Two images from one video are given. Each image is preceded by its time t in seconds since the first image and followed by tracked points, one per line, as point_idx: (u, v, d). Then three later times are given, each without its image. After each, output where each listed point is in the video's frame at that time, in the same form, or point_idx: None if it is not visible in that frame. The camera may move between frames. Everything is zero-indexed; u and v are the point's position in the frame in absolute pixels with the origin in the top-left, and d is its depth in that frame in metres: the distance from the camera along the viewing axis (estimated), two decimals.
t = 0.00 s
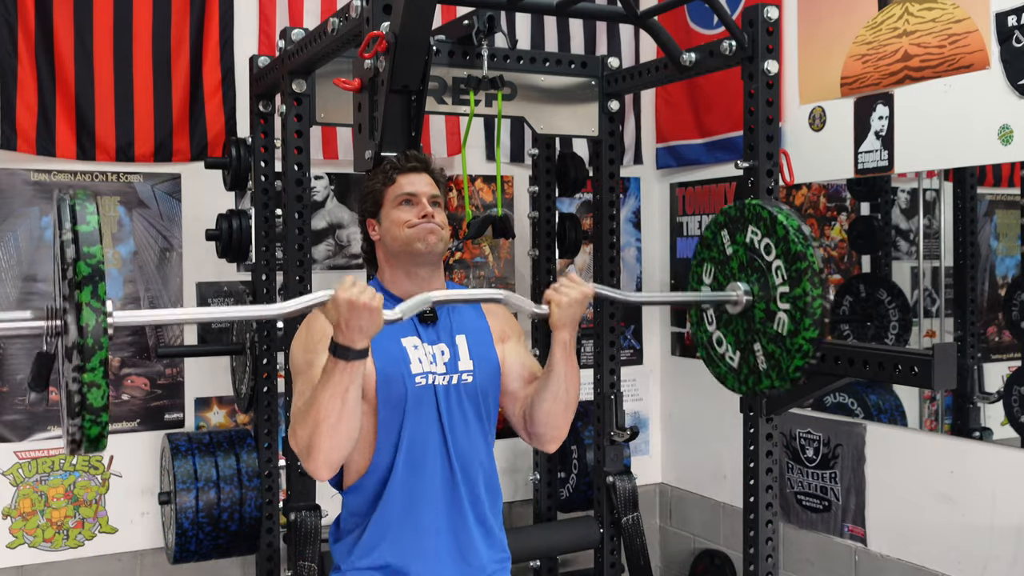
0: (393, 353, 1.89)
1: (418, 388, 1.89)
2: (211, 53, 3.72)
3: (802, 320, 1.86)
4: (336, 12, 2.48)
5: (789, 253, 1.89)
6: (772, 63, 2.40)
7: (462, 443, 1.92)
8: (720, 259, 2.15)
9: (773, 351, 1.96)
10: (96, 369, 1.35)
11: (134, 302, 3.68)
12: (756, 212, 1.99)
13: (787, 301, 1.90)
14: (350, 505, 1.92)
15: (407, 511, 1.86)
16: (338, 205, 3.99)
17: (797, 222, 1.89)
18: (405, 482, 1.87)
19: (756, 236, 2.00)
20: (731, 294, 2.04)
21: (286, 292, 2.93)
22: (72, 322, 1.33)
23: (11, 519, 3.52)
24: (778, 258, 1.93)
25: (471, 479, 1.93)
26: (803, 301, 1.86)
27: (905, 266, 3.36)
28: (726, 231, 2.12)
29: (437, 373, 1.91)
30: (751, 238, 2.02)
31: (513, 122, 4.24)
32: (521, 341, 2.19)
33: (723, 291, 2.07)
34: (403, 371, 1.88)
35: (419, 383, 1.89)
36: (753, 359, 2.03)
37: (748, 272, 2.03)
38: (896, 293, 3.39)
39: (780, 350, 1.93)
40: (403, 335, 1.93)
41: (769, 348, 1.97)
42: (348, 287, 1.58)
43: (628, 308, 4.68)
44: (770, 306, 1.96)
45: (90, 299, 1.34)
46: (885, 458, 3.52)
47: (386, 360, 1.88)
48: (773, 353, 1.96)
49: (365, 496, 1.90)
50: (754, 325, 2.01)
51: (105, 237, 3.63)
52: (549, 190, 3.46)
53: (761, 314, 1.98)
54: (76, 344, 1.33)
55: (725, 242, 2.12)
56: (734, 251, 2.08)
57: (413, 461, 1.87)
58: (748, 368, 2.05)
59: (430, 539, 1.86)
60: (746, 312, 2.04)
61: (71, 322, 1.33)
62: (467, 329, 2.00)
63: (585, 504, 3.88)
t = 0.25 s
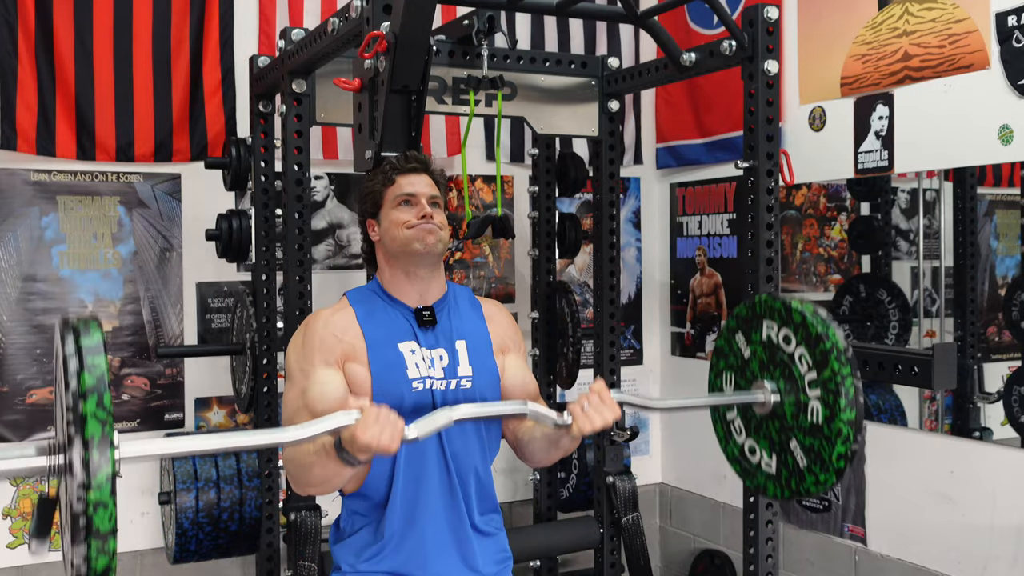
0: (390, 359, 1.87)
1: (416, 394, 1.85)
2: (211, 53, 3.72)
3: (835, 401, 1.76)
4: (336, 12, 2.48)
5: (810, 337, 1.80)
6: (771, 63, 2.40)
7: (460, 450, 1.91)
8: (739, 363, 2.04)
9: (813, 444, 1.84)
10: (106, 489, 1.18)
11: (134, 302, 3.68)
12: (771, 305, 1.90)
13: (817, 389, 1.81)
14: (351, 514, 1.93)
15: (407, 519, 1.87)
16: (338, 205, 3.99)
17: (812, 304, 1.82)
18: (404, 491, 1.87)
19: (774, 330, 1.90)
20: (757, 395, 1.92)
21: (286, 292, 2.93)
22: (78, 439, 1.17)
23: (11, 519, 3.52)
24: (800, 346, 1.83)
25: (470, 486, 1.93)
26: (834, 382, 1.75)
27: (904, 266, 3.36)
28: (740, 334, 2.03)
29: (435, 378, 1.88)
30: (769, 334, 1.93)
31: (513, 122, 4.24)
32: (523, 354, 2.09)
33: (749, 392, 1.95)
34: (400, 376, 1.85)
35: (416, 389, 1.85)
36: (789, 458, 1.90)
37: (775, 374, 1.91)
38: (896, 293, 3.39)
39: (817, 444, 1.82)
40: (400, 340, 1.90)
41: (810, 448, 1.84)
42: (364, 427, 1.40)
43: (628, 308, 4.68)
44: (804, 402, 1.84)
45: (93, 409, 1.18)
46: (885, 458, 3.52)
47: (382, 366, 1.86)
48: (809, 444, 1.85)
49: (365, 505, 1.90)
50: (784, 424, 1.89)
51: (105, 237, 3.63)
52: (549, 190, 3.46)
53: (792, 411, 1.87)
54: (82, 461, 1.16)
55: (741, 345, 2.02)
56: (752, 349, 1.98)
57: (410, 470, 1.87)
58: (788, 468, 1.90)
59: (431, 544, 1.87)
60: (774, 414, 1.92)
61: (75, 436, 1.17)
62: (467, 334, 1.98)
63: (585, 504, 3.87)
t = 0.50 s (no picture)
0: (390, 362, 1.87)
1: (415, 397, 1.87)
2: (211, 53, 3.72)
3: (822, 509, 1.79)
4: (336, 12, 2.48)
5: (791, 446, 1.85)
6: (771, 63, 2.40)
7: (460, 455, 1.90)
8: (727, 480, 2.07)
9: (807, 552, 1.85)
10: None
11: (134, 302, 3.68)
12: (750, 420, 1.97)
13: (804, 497, 1.84)
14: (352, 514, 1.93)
15: (406, 522, 1.87)
16: (338, 205, 3.99)
17: (788, 415, 1.89)
18: (403, 494, 1.87)
19: (756, 445, 1.96)
20: (747, 510, 1.96)
21: (286, 293, 2.93)
22: None
23: (11, 519, 3.52)
24: (783, 457, 1.88)
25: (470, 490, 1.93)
26: (819, 489, 1.80)
27: (904, 266, 3.36)
28: (723, 452, 2.08)
29: (436, 383, 1.89)
30: (751, 447, 1.98)
31: (513, 122, 4.24)
32: (523, 365, 2.09)
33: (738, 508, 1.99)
34: (400, 381, 1.86)
35: (415, 393, 1.87)
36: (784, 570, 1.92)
37: (764, 490, 1.95)
38: (896, 293, 3.40)
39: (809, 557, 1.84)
40: (401, 343, 1.91)
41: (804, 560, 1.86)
42: None
43: (629, 308, 4.68)
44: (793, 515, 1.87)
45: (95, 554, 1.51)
46: (885, 458, 3.52)
47: (382, 370, 1.87)
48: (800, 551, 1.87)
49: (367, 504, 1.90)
50: (776, 537, 1.92)
51: (105, 237, 3.63)
52: (549, 190, 3.46)
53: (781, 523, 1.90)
54: None
55: (726, 462, 2.07)
56: (736, 465, 2.03)
57: (410, 474, 1.87)
58: None
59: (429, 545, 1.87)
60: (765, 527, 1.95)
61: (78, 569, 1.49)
62: (469, 338, 1.98)
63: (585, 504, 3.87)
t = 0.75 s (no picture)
0: (386, 365, 1.87)
1: (411, 400, 1.86)
2: (211, 53, 3.72)
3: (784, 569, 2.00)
4: (336, 12, 2.48)
5: (755, 510, 2.09)
6: (772, 63, 2.40)
7: (458, 457, 1.90)
8: (698, 540, 2.31)
9: None
10: None
11: (134, 302, 3.68)
12: (718, 483, 2.22)
13: (768, 559, 2.05)
14: (348, 515, 1.93)
15: (401, 524, 1.87)
16: (338, 205, 3.99)
17: (753, 482, 2.14)
18: (399, 497, 1.87)
19: (724, 507, 2.20)
20: (715, 569, 2.17)
21: (286, 293, 2.93)
22: None
23: (11, 519, 3.52)
24: (748, 520, 2.11)
25: (467, 493, 1.92)
26: (782, 552, 2.01)
27: (904, 266, 3.36)
28: (694, 514, 2.33)
29: (432, 385, 1.89)
30: (718, 509, 2.23)
31: (513, 122, 4.24)
32: (520, 372, 2.07)
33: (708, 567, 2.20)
34: (396, 383, 1.86)
35: (411, 395, 1.86)
36: None
37: (733, 552, 2.17)
38: (896, 293, 3.40)
39: None
40: (398, 345, 1.90)
41: None
42: None
43: (628, 308, 4.68)
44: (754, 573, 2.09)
45: None
46: (885, 458, 3.52)
47: (378, 373, 1.86)
48: None
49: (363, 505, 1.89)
50: None
51: (105, 237, 3.63)
52: (549, 190, 3.46)
53: None
54: None
55: (695, 521, 2.32)
56: (706, 525, 2.28)
57: (406, 476, 1.87)
58: None
59: (425, 548, 1.86)
60: None
61: None
62: (467, 340, 1.98)
63: (585, 504, 3.88)
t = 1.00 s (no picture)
0: (384, 365, 1.85)
1: (409, 400, 1.85)
2: (211, 53, 3.72)
3: None
4: (336, 12, 2.48)
5: (730, 538, 2.35)
6: (771, 63, 2.40)
7: (457, 458, 1.89)
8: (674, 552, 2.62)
9: None
10: None
11: (134, 302, 3.68)
12: (696, 505, 2.51)
13: None
14: (346, 517, 1.91)
15: (399, 525, 1.86)
16: (338, 205, 3.99)
17: (731, 508, 2.39)
18: (397, 498, 1.85)
19: (698, 527, 2.50)
20: None
21: (286, 293, 2.93)
22: None
23: (11, 519, 3.52)
24: (722, 546, 2.38)
25: (467, 494, 1.91)
26: None
27: (904, 266, 3.36)
28: (670, 528, 2.64)
29: (431, 386, 1.87)
30: (695, 529, 2.51)
31: (513, 122, 4.24)
32: (518, 376, 2.07)
33: None
34: (393, 384, 1.84)
35: (409, 396, 1.85)
36: None
37: None
38: (896, 293, 3.40)
39: None
40: (396, 346, 1.88)
41: None
42: None
43: (628, 308, 4.68)
44: None
45: None
46: (885, 458, 3.52)
47: (376, 373, 1.84)
48: None
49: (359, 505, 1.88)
50: None
51: (105, 237, 3.63)
52: (549, 190, 3.46)
53: None
54: None
55: (672, 535, 2.63)
56: (682, 538, 2.58)
57: (404, 476, 1.85)
58: None
59: (422, 548, 1.86)
60: None
61: None
62: (466, 340, 1.96)
63: (585, 504, 3.88)
